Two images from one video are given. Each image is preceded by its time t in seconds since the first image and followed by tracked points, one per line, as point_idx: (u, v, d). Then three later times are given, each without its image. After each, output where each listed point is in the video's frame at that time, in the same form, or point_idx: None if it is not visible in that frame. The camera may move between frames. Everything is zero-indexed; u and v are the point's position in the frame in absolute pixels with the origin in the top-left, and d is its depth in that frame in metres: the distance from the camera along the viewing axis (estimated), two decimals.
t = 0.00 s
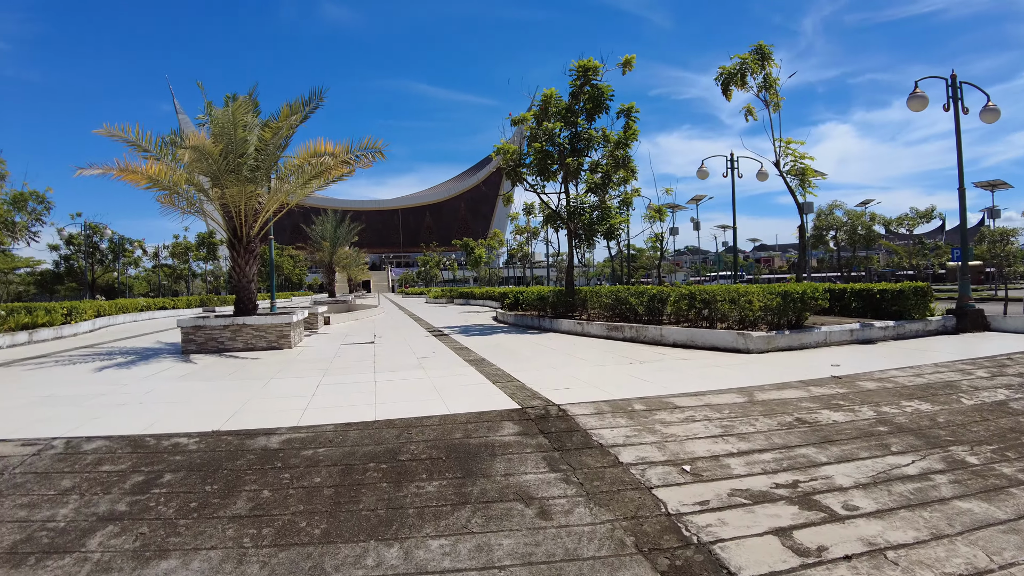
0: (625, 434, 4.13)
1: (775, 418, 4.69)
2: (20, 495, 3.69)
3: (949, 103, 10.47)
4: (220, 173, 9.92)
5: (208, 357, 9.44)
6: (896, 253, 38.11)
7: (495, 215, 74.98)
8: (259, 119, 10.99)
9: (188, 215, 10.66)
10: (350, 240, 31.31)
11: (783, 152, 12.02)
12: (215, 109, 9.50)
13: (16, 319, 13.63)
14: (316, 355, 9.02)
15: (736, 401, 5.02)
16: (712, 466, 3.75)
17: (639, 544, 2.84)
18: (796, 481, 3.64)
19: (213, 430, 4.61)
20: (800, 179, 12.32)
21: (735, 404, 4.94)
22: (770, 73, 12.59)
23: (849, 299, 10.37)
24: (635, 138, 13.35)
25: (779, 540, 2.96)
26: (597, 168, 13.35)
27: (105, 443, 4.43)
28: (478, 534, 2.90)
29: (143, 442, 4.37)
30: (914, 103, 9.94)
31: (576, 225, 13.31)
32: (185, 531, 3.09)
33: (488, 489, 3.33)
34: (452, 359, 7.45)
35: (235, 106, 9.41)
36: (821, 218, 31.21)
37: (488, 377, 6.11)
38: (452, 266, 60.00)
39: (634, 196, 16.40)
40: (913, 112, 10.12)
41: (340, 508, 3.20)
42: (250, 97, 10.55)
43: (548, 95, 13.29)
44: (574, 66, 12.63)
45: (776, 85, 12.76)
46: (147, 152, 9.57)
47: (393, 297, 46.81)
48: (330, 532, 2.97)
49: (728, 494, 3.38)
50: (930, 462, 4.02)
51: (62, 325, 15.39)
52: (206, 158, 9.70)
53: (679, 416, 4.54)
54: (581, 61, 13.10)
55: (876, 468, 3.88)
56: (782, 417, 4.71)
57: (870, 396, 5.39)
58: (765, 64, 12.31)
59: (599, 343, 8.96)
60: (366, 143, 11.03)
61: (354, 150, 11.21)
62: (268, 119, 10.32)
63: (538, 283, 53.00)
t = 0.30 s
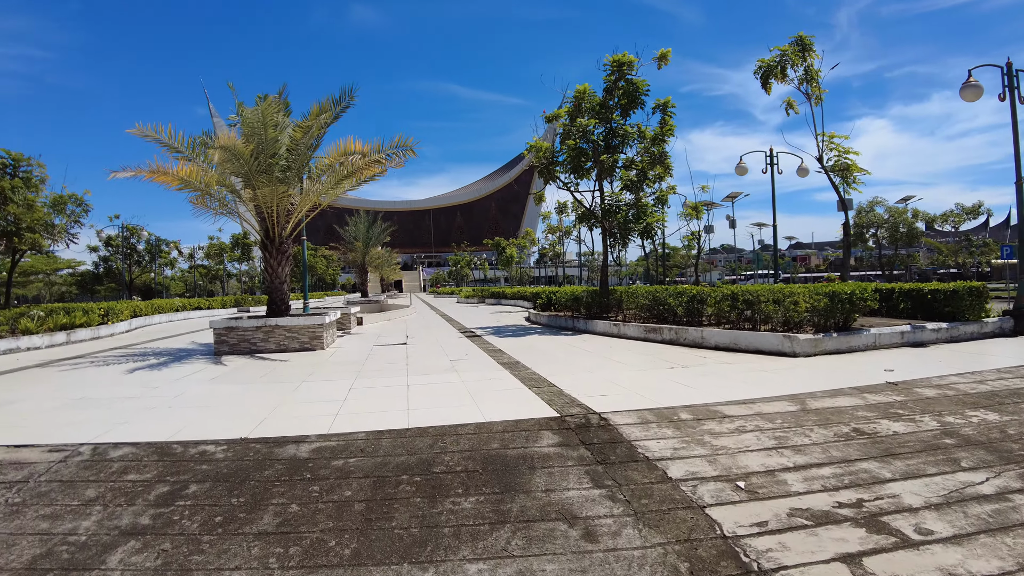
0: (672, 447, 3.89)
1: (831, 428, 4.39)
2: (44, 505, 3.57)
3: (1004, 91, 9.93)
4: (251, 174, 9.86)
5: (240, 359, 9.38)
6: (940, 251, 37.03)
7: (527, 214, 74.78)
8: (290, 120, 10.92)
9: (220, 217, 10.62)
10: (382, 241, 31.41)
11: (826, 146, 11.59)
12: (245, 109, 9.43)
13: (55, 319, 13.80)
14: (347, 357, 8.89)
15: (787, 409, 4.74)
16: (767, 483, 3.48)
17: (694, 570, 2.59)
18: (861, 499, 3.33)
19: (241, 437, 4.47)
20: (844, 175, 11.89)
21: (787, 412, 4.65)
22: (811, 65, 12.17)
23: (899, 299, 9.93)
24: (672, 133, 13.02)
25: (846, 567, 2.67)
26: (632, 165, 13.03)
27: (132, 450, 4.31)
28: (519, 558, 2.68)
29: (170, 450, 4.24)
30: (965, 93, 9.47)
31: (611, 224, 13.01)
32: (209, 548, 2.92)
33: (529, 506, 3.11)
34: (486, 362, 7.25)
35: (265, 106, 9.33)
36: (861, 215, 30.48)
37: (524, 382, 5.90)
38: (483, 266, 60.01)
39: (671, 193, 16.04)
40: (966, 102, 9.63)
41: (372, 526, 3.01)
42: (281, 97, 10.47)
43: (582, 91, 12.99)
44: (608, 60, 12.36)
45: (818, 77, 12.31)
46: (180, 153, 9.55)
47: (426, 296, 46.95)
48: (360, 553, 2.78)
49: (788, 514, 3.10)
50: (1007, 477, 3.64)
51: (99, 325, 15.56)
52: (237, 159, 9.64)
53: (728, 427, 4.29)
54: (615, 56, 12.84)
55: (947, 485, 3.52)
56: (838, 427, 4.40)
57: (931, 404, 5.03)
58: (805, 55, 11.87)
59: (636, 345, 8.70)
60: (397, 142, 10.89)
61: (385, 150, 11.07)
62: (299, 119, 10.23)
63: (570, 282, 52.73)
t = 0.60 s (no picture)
0: (724, 470, 3.66)
1: (894, 447, 4.09)
2: (72, 521, 3.48)
3: None
4: (287, 177, 9.83)
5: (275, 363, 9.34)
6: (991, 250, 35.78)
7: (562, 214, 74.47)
8: (325, 123, 10.88)
9: (256, 220, 10.63)
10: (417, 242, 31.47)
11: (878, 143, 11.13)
12: (280, 113, 9.38)
13: (97, 321, 14.03)
14: (382, 361, 8.77)
15: (844, 426, 4.46)
16: (829, 511, 3.21)
17: None
18: (934, 531, 3.03)
19: (273, 449, 4.35)
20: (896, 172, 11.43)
21: (845, 429, 4.37)
22: (859, 59, 11.68)
23: (956, 303, 9.48)
24: (713, 131, 12.68)
25: None
26: (672, 165, 12.72)
27: (163, 463, 4.23)
28: None
29: (200, 463, 4.14)
30: None
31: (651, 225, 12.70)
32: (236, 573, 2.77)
33: (573, 535, 2.90)
34: (524, 368, 7.06)
35: (299, 109, 9.27)
36: (908, 214, 29.63)
37: (563, 392, 5.69)
38: (518, 266, 59.92)
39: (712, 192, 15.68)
40: None
41: (406, 554, 2.83)
42: (316, 100, 10.42)
43: (620, 88, 12.69)
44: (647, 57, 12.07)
45: (866, 70, 11.83)
46: (216, 157, 9.56)
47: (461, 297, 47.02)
48: None
49: (855, 547, 2.83)
50: None
51: (140, 327, 15.79)
52: (272, 162, 9.61)
53: (784, 445, 4.05)
54: (654, 53, 12.55)
55: None
56: (901, 446, 4.10)
57: (1001, 421, 4.68)
58: (853, 48, 11.38)
59: (678, 351, 8.44)
60: (432, 144, 10.76)
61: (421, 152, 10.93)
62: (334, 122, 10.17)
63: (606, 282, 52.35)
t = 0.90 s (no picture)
0: (777, 484, 3.43)
1: (960, 460, 3.80)
2: (98, 526, 3.38)
3: None
4: (320, 177, 9.78)
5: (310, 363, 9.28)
6: None
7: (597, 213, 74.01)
8: (359, 122, 10.81)
9: (292, 220, 10.62)
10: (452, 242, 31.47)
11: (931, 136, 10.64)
12: (313, 114, 9.30)
13: (136, 320, 14.21)
14: (416, 362, 8.65)
15: (904, 435, 4.18)
16: (895, 530, 2.96)
17: None
18: (1015, 555, 2.74)
19: (304, 453, 4.23)
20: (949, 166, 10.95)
21: (905, 439, 4.09)
22: (909, 49, 11.16)
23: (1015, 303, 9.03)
24: (755, 127, 12.32)
25: None
26: (712, 161, 12.39)
27: (193, 466, 4.14)
28: None
29: (230, 468, 4.04)
30: None
31: (690, 223, 12.40)
32: None
33: (617, 552, 2.71)
34: (561, 370, 6.88)
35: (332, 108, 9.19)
36: (956, 212, 28.73)
37: (602, 396, 5.49)
38: (552, 266, 59.70)
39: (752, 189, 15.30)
40: None
41: (440, 570, 2.65)
42: (350, 98, 10.35)
43: (659, 83, 12.43)
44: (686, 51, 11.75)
45: (916, 61, 11.35)
46: (250, 158, 9.56)
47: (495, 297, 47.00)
48: None
49: (928, 572, 2.55)
50: None
51: (178, 326, 15.97)
52: (306, 162, 9.56)
53: (840, 456, 3.80)
54: (693, 46, 12.24)
55: None
56: (969, 459, 3.81)
57: None
58: (902, 38, 10.84)
59: (720, 354, 8.18)
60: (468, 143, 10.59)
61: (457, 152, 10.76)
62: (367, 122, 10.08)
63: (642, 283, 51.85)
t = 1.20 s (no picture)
0: (837, 507, 3.15)
1: None
2: (119, 541, 3.25)
3: None
4: (352, 178, 9.67)
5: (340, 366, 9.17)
6: None
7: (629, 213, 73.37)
8: (391, 122, 10.68)
9: (323, 222, 10.54)
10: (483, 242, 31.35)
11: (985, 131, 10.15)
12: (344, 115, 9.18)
13: (170, 320, 14.31)
14: (447, 365, 8.47)
15: (973, 453, 3.85)
16: (973, 564, 2.65)
17: None
18: None
19: (333, 464, 4.07)
20: (1004, 162, 10.44)
21: (973, 457, 3.76)
22: (960, 40, 10.69)
23: None
24: (796, 123, 11.95)
25: None
26: (751, 159, 12.03)
27: (218, 477, 4.02)
28: None
29: (256, 480, 3.90)
30: None
31: (729, 222, 12.05)
32: None
33: None
34: (598, 377, 6.65)
35: (363, 109, 9.06)
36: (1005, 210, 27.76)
37: (642, 405, 5.24)
38: (583, 266, 59.37)
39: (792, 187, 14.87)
40: None
41: None
42: (382, 99, 10.22)
43: (696, 79, 12.12)
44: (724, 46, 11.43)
45: (967, 52, 10.87)
46: (281, 160, 9.49)
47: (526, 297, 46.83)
48: None
49: None
50: None
51: (211, 327, 16.07)
52: (337, 164, 9.45)
53: (904, 476, 3.50)
54: (731, 41, 11.92)
55: None
56: None
57: None
58: (953, 28, 10.38)
59: (763, 360, 7.87)
60: (501, 143, 10.39)
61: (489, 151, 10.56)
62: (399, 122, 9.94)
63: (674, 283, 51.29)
